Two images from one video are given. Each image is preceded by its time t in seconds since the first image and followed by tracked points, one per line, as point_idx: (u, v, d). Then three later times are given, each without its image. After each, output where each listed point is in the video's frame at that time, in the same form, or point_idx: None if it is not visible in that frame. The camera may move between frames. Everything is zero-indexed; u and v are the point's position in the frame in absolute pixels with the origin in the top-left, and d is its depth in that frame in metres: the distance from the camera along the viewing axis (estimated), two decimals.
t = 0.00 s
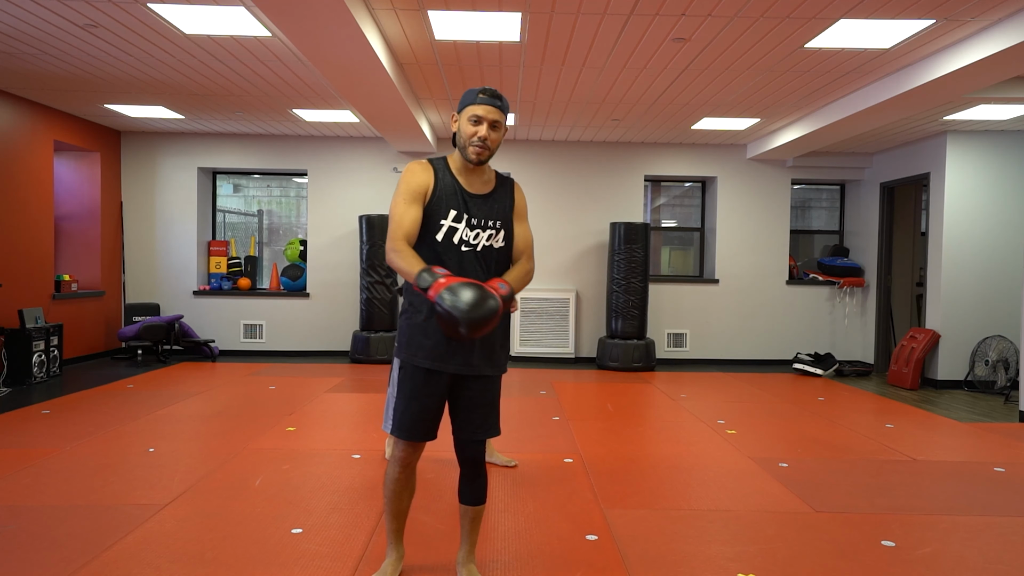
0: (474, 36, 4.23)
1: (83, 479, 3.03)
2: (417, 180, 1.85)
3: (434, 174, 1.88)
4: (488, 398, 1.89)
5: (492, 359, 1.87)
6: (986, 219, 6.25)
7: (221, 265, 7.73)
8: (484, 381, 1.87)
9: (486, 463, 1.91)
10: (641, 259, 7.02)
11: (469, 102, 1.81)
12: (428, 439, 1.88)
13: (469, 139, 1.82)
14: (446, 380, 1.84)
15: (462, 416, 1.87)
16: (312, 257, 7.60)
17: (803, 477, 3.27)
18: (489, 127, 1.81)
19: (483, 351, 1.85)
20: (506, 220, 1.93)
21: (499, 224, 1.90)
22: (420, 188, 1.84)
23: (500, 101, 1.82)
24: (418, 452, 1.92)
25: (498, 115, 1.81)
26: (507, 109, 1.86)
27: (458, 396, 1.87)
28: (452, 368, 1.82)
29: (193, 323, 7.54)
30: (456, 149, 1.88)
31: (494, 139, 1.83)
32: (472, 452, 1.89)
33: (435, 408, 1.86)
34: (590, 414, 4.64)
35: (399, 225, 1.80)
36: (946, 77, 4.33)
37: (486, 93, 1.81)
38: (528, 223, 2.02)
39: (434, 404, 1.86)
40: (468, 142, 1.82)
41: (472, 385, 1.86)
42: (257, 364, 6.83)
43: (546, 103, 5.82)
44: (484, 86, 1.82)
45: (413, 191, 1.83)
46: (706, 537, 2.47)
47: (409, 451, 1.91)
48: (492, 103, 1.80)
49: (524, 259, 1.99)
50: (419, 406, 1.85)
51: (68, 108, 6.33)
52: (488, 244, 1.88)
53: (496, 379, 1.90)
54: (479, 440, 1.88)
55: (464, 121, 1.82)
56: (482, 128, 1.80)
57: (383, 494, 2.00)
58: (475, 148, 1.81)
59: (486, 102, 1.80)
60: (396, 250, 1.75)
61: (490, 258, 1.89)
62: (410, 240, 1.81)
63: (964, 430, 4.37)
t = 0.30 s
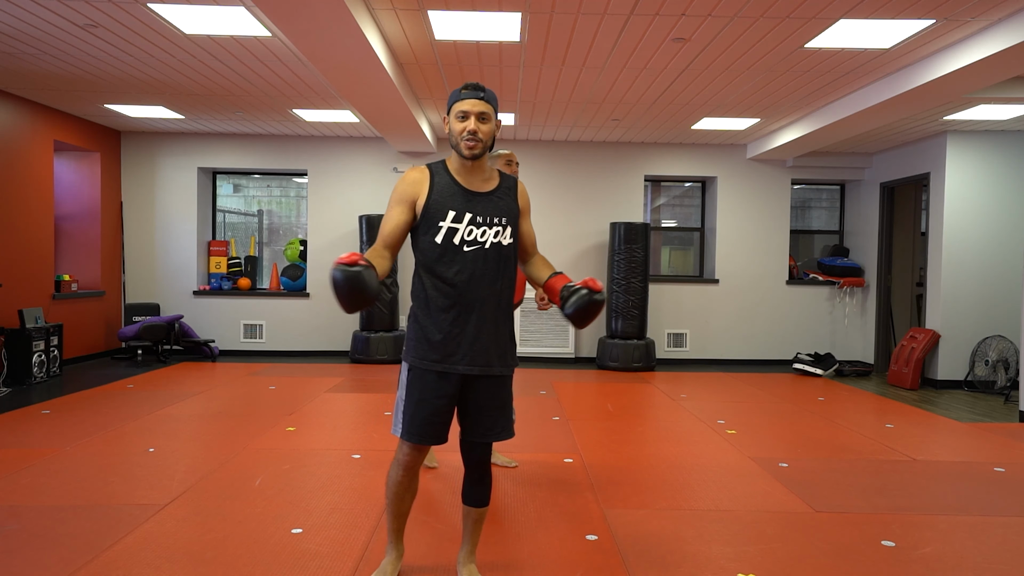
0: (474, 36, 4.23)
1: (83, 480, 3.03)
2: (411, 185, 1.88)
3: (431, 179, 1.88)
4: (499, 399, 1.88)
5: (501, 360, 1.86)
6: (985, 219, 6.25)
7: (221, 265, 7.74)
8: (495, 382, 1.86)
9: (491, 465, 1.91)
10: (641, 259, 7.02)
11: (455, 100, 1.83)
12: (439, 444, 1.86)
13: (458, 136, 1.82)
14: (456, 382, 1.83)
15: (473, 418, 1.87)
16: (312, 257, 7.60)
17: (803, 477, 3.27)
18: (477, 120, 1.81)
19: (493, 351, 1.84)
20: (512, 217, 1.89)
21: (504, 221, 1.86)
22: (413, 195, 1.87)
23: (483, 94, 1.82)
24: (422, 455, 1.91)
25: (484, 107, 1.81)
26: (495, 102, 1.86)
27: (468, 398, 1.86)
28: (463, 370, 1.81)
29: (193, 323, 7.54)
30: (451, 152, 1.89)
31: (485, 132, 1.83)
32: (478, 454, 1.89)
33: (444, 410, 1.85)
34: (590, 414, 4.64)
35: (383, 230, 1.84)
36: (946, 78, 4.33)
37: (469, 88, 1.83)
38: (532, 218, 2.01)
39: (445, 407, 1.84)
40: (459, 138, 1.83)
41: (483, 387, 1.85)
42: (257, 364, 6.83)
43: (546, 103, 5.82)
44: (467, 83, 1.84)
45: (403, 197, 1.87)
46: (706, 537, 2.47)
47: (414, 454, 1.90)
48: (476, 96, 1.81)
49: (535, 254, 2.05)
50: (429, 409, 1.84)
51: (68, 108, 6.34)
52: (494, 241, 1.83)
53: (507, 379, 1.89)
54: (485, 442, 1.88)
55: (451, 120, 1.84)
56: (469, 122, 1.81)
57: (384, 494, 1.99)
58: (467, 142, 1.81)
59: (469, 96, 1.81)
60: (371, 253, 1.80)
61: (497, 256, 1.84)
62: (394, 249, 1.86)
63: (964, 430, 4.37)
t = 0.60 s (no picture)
0: (474, 36, 4.23)
1: (83, 480, 3.03)
2: (416, 191, 1.87)
3: (435, 183, 1.88)
4: (504, 400, 1.87)
5: (507, 360, 1.86)
6: (985, 218, 6.25)
7: (221, 265, 7.73)
8: (500, 382, 1.86)
9: (494, 466, 1.91)
10: (641, 259, 7.02)
11: (454, 103, 1.83)
12: (443, 444, 1.85)
13: (459, 139, 1.82)
14: (462, 383, 1.83)
15: (479, 419, 1.86)
16: (312, 257, 7.60)
17: (804, 477, 3.27)
18: (476, 121, 1.81)
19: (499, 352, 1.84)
20: (515, 217, 1.88)
21: (506, 221, 1.86)
22: (418, 200, 1.86)
23: (482, 95, 1.82)
24: (426, 458, 1.90)
25: (484, 109, 1.81)
26: (494, 104, 1.86)
27: (473, 398, 1.86)
28: (468, 369, 1.81)
29: (193, 323, 7.54)
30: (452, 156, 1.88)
31: (485, 134, 1.83)
32: (482, 455, 1.89)
33: (449, 410, 1.84)
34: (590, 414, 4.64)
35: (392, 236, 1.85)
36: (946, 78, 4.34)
37: (468, 91, 1.83)
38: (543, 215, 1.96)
39: (450, 407, 1.84)
40: (460, 141, 1.82)
41: (489, 387, 1.85)
42: (257, 364, 6.83)
43: (545, 103, 5.83)
44: (465, 87, 1.85)
45: (409, 203, 1.86)
46: (706, 537, 2.47)
47: (416, 458, 1.88)
48: (474, 98, 1.81)
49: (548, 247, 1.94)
50: (432, 409, 1.83)
51: (68, 108, 6.34)
52: (497, 241, 1.83)
53: (512, 380, 1.88)
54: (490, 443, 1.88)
55: (450, 124, 1.83)
56: (469, 124, 1.80)
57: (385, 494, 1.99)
58: (468, 144, 1.81)
59: (468, 99, 1.81)
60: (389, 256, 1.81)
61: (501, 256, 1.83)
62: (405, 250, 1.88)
63: (964, 430, 4.37)
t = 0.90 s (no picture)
0: (474, 36, 4.23)
1: (82, 480, 3.03)
2: (422, 194, 1.87)
3: (439, 185, 1.89)
4: (507, 402, 1.87)
5: (509, 363, 1.85)
6: (985, 218, 6.25)
7: (221, 265, 7.73)
8: (502, 384, 1.85)
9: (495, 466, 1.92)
10: (641, 259, 7.02)
11: (456, 106, 1.83)
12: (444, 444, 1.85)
13: (461, 142, 1.82)
14: (464, 383, 1.83)
15: (481, 420, 1.86)
16: (312, 257, 7.60)
17: (803, 477, 3.27)
18: (479, 124, 1.81)
19: (501, 354, 1.83)
20: (518, 219, 1.87)
21: (509, 223, 1.85)
22: (427, 202, 1.86)
23: (484, 97, 1.81)
24: (432, 462, 1.89)
25: (485, 110, 1.80)
26: (496, 105, 1.85)
27: (475, 399, 1.86)
28: (468, 372, 1.81)
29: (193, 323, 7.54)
30: (455, 158, 1.89)
31: (488, 136, 1.82)
32: (484, 457, 1.89)
33: (451, 411, 1.84)
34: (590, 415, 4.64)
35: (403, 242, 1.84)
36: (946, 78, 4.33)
37: (469, 93, 1.82)
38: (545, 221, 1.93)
39: (452, 407, 1.84)
40: (462, 143, 1.82)
41: (491, 389, 1.84)
42: (257, 364, 6.83)
43: (545, 103, 5.83)
44: (466, 89, 1.84)
45: (417, 206, 1.86)
46: (706, 537, 2.47)
47: (424, 461, 1.88)
48: (475, 100, 1.80)
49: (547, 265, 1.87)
50: (434, 409, 1.83)
51: (68, 108, 6.34)
52: (498, 244, 1.83)
53: (515, 382, 1.87)
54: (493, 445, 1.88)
55: (453, 127, 1.83)
56: (471, 127, 1.81)
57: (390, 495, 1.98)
58: (471, 146, 1.81)
59: (469, 101, 1.81)
60: (387, 269, 1.83)
61: (502, 258, 1.83)
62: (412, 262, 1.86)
63: (964, 430, 4.37)
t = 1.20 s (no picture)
0: (474, 36, 4.23)
1: (82, 480, 3.03)
2: (420, 192, 1.89)
3: (439, 183, 1.89)
4: (504, 403, 1.87)
5: (507, 364, 1.85)
6: (985, 219, 6.25)
7: (221, 265, 7.73)
8: (500, 385, 1.85)
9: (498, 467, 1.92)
10: (641, 259, 7.02)
11: (461, 101, 1.84)
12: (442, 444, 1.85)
13: (466, 137, 1.83)
14: (462, 385, 1.83)
15: (479, 421, 1.87)
16: (312, 257, 7.60)
17: (804, 477, 3.27)
18: (483, 118, 1.81)
19: (499, 356, 1.83)
20: (519, 221, 1.86)
21: (511, 224, 1.84)
22: (424, 202, 1.89)
23: (489, 92, 1.82)
24: (428, 459, 1.90)
25: (491, 106, 1.81)
26: (501, 101, 1.86)
27: (473, 400, 1.86)
28: (466, 373, 1.81)
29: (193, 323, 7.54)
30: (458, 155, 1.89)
31: (492, 130, 1.83)
32: (485, 459, 1.89)
33: (449, 412, 1.84)
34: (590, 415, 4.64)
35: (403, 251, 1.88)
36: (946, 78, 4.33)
37: (475, 88, 1.83)
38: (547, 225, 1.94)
39: (451, 409, 1.84)
40: (466, 138, 1.83)
41: (489, 390, 1.84)
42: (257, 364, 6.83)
43: (545, 103, 5.83)
44: (472, 85, 1.86)
45: (413, 206, 1.89)
46: (706, 537, 2.47)
47: (420, 458, 1.89)
48: (481, 95, 1.81)
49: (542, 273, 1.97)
50: (433, 409, 1.83)
51: (68, 108, 6.34)
52: (499, 245, 1.82)
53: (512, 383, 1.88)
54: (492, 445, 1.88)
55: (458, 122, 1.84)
56: (475, 122, 1.81)
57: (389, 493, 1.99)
58: (475, 141, 1.81)
59: (475, 96, 1.82)
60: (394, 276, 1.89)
61: (503, 259, 1.82)
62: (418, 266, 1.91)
63: (964, 430, 4.37)
